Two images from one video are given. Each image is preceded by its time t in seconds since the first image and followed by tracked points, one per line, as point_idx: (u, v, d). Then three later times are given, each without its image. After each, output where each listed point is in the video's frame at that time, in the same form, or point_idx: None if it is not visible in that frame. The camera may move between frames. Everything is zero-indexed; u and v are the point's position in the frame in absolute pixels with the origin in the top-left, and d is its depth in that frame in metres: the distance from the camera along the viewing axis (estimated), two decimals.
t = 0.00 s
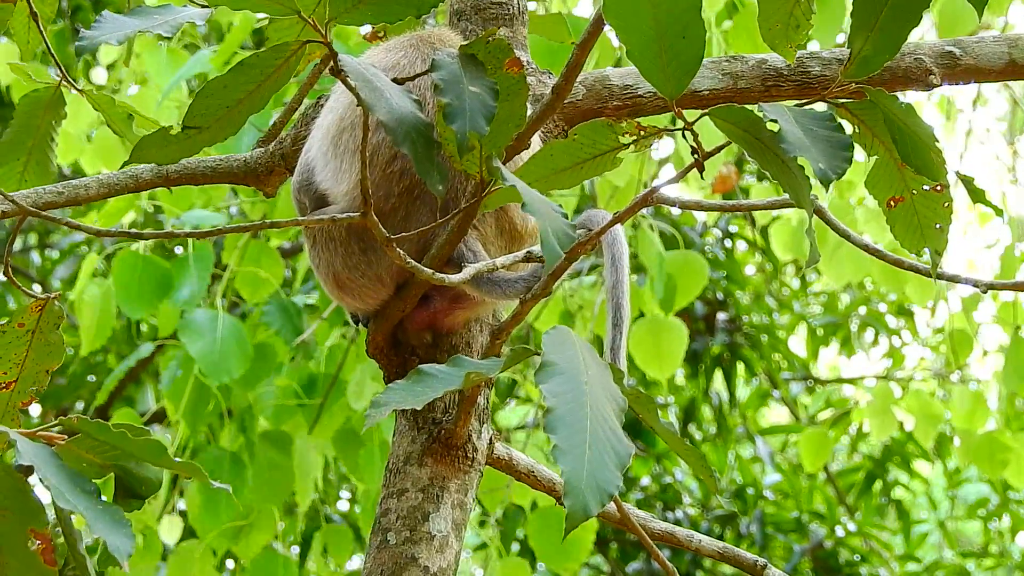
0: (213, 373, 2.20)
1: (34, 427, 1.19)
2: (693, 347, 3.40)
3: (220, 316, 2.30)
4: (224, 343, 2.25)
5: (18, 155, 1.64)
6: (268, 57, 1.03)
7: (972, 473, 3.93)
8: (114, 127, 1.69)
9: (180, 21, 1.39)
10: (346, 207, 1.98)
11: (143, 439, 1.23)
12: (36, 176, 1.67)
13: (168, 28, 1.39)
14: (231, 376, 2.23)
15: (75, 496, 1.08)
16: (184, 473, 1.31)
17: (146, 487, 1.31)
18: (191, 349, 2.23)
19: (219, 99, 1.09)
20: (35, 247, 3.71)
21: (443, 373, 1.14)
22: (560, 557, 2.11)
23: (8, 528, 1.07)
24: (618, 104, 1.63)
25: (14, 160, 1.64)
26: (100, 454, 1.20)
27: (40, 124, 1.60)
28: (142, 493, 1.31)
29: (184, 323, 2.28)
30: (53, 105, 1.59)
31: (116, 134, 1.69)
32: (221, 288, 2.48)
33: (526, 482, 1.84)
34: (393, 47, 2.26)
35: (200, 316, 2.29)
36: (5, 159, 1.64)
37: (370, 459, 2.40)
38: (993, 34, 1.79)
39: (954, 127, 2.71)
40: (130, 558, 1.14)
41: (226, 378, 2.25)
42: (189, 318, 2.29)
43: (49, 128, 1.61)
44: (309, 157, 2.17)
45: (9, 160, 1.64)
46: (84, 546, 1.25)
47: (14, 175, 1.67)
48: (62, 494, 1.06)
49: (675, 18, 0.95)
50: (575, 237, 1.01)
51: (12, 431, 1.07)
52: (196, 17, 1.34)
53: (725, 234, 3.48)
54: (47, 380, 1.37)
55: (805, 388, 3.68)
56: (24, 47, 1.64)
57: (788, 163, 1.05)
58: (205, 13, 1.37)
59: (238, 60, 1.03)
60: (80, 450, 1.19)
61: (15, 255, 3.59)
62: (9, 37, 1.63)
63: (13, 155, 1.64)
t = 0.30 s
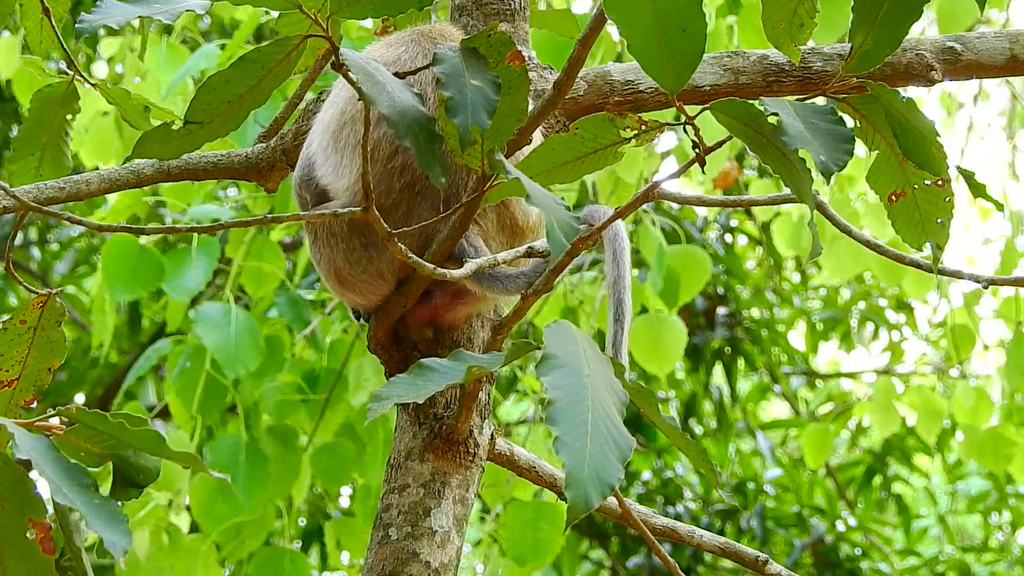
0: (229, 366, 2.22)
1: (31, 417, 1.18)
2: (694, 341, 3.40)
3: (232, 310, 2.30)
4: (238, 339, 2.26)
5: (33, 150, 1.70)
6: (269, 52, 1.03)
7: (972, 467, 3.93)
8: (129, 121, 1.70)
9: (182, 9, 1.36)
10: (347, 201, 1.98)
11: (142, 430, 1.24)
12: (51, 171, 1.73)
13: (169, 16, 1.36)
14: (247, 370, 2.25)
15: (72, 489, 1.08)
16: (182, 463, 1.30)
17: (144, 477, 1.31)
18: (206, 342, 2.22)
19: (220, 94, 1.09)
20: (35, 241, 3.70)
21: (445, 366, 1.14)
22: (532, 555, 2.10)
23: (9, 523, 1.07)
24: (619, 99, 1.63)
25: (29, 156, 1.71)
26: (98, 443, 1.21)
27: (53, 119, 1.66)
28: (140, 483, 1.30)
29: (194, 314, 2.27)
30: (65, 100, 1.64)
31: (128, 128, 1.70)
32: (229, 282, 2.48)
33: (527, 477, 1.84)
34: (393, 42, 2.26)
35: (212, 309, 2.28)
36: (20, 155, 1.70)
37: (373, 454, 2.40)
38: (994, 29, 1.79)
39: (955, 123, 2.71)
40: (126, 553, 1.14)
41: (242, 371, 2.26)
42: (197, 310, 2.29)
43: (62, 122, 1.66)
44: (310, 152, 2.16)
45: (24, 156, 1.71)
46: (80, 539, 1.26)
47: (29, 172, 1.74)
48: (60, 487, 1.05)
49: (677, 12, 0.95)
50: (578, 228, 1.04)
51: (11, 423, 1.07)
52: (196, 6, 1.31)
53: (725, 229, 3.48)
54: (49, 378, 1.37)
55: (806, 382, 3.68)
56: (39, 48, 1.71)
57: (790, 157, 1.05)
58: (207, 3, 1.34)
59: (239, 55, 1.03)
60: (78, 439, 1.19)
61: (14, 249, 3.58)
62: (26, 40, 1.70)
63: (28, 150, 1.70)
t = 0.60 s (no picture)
0: (241, 358, 2.22)
1: (33, 417, 1.18)
2: (694, 335, 3.41)
3: (243, 302, 2.29)
4: (249, 330, 2.26)
5: (39, 149, 1.72)
6: (272, 46, 1.03)
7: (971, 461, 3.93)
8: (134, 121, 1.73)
9: (183, 7, 1.33)
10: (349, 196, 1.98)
11: (145, 429, 1.23)
12: (57, 170, 1.76)
13: (171, 15, 1.34)
14: (259, 361, 2.25)
15: (72, 489, 1.08)
16: (183, 462, 1.30)
17: (145, 476, 1.31)
18: (217, 336, 2.22)
19: (222, 89, 1.09)
20: (34, 236, 3.70)
21: (448, 355, 1.14)
22: (535, 547, 2.11)
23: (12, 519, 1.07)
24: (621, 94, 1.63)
25: (35, 155, 1.73)
26: (99, 442, 1.21)
27: (59, 118, 1.68)
28: (142, 483, 1.30)
29: (205, 310, 2.27)
30: (71, 99, 1.65)
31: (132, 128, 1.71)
32: (235, 277, 2.49)
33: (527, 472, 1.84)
34: (394, 36, 2.26)
35: (222, 303, 2.29)
36: (26, 154, 1.73)
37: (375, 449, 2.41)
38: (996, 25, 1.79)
39: (955, 117, 2.71)
40: (127, 553, 1.14)
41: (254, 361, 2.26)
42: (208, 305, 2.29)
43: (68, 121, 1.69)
44: (310, 147, 2.16)
45: (31, 155, 1.73)
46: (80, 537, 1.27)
47: (36, 170, 1.77)
48: (61, 487, 1.06)
49: (677, 9, 0.95)
50: (583, 219, 1.03)
51: (13, 422, 1.07)
52: (195, 4, 1.28)
53: (725, 223, 3.48)
54: (49, 371, 1.38)
55: (805, 376, 3.69)
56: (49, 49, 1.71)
57: (792, 151, 1.04)
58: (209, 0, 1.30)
59: (241, 49, 1.03)
60: (79, 439, 1.19)
61: (14, 244, 3.58)
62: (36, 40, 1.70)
63: (34, 149, 1.72)
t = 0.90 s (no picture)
0: (250, 352, 2.23)
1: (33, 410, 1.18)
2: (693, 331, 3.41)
3: (249, 298, 2.28)
4: (257, 324, 2.27)
5: (38, 152, 1.75)
6: (270, 41, 1.03)
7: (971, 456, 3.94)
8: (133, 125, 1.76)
9: None
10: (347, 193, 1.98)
11: (144, 420, 1.23)
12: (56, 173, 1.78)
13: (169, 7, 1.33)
14: (266, 356, 2.26)
15: (74, 480, 1.08)
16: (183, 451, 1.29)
17: (146, 468, 1.32)
18: (224, 329, 2.21)
19: (220, 83, 1.09)
20: (33, 232, 3.70)
21: (443, 362, 1.14)
22: (528, 546, 2.12)
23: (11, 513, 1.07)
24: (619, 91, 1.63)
25: (35, 158, 1.76)
26: (100, 435, 1.21)
27: (59, 122, 1.72)
28: (143, 473, 1.32)
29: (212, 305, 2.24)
30: (70, 103, 1.70)
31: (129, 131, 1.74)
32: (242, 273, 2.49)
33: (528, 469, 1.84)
34: (393, 33, 2.25)
35: (229, 299, 2.25)
36: (25, 159, 1.76)
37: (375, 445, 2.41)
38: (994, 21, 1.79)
39: (954, 113, 2.71)
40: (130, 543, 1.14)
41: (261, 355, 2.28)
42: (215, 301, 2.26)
43: (67, 125, 1.73)
44: (310, 144, 2.16)
45: (29, 159, 1.76)
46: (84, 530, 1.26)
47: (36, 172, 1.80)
48: (62, 477, 1.06)
49: (675, 6, 0.95)
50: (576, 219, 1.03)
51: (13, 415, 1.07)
52: None
53: (724, 219, 3.48)
54: (47, 366, 1.37)
55: (805, 372, 3.69)
56: (47, 53, 1.70)
57: (791, 147, 1.04)
58: None
59: (239, 45, 1.03)
60: (80, 432, 1.19)
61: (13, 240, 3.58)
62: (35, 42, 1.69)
63: (34, 153, 1.75)
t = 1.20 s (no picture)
0: (252, 347, 2.22)
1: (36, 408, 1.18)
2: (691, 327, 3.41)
3: (252, 294, 2.30)
4: (259, 320, 2.27)
5: (39, 152, 1.74)
6: (272, 40, 1.02)
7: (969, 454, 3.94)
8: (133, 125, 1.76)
9: None
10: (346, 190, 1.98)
11: (148, 420, 1.23)
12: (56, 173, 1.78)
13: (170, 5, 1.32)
14: (269, 350, 2.25)
15: (78, 478, 1.08)
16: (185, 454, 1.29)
17: (148, 467, 1.31)
18: (227, 325, 2.22)
19: (221, 81, 1.09)
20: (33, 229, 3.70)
21: (444, 352, 1.14)
22: (542, 542, 2.12)
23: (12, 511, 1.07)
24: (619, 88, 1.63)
25: (35, 157, 1.75)
26: (102, 433, 1.20)
27: (59, 121, 1.72)
28: (144, 473, 1.31)
29: (215, 300, 2.26)
30: (71, 102, 1.70)
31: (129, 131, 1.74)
32: (242, 270, 2.49)
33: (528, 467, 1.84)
34: (393, 30, 2.25)
35: (231, 293, 2.28)
36: (26, 158, 1.75)
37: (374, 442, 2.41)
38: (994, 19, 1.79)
39: (953, 110, 2.71)
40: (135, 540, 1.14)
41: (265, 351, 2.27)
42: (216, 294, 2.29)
43: (67, 124, 1.73)
44: (309, 141, 2.16)
45: (30, 159, 1.76)
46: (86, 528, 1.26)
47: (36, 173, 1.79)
48: (67, 476, 1.06)
49: (676, 5, 0.95)
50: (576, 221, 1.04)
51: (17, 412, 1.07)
52: None
53: (723, 216, 3.48)
54: (45, 361, 1.37)
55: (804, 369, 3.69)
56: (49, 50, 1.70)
57: (791, 147, 1.04)
58: None
59: (241, 43, 1.03)
60: (82, 430, 1.19)
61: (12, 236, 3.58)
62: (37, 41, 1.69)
63: (34, 152, 1.74)
